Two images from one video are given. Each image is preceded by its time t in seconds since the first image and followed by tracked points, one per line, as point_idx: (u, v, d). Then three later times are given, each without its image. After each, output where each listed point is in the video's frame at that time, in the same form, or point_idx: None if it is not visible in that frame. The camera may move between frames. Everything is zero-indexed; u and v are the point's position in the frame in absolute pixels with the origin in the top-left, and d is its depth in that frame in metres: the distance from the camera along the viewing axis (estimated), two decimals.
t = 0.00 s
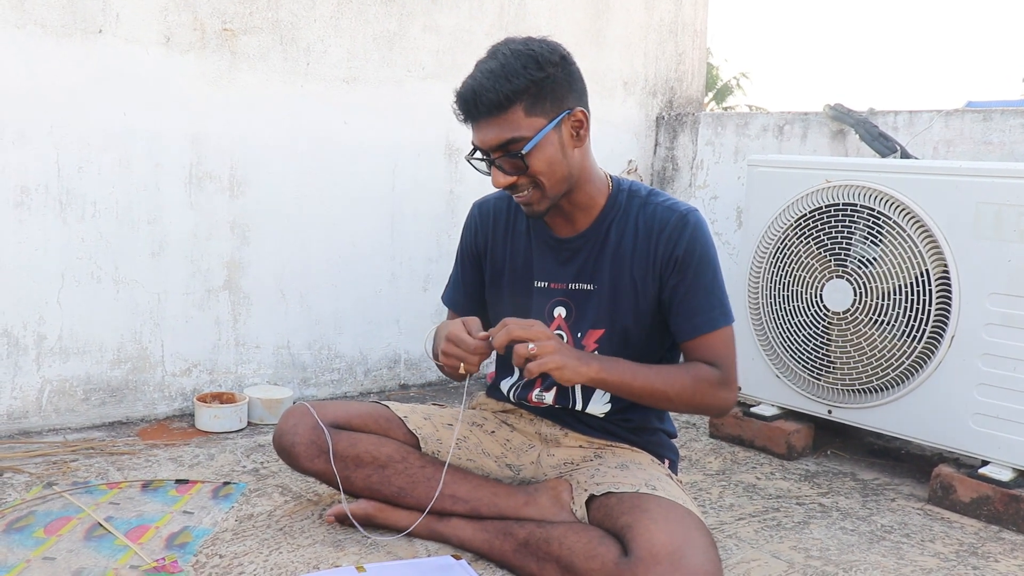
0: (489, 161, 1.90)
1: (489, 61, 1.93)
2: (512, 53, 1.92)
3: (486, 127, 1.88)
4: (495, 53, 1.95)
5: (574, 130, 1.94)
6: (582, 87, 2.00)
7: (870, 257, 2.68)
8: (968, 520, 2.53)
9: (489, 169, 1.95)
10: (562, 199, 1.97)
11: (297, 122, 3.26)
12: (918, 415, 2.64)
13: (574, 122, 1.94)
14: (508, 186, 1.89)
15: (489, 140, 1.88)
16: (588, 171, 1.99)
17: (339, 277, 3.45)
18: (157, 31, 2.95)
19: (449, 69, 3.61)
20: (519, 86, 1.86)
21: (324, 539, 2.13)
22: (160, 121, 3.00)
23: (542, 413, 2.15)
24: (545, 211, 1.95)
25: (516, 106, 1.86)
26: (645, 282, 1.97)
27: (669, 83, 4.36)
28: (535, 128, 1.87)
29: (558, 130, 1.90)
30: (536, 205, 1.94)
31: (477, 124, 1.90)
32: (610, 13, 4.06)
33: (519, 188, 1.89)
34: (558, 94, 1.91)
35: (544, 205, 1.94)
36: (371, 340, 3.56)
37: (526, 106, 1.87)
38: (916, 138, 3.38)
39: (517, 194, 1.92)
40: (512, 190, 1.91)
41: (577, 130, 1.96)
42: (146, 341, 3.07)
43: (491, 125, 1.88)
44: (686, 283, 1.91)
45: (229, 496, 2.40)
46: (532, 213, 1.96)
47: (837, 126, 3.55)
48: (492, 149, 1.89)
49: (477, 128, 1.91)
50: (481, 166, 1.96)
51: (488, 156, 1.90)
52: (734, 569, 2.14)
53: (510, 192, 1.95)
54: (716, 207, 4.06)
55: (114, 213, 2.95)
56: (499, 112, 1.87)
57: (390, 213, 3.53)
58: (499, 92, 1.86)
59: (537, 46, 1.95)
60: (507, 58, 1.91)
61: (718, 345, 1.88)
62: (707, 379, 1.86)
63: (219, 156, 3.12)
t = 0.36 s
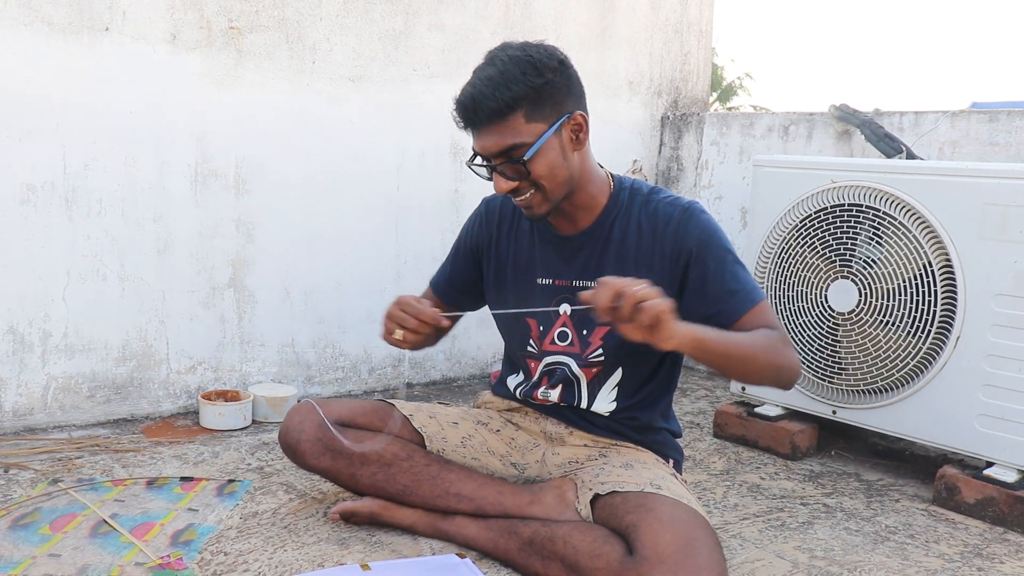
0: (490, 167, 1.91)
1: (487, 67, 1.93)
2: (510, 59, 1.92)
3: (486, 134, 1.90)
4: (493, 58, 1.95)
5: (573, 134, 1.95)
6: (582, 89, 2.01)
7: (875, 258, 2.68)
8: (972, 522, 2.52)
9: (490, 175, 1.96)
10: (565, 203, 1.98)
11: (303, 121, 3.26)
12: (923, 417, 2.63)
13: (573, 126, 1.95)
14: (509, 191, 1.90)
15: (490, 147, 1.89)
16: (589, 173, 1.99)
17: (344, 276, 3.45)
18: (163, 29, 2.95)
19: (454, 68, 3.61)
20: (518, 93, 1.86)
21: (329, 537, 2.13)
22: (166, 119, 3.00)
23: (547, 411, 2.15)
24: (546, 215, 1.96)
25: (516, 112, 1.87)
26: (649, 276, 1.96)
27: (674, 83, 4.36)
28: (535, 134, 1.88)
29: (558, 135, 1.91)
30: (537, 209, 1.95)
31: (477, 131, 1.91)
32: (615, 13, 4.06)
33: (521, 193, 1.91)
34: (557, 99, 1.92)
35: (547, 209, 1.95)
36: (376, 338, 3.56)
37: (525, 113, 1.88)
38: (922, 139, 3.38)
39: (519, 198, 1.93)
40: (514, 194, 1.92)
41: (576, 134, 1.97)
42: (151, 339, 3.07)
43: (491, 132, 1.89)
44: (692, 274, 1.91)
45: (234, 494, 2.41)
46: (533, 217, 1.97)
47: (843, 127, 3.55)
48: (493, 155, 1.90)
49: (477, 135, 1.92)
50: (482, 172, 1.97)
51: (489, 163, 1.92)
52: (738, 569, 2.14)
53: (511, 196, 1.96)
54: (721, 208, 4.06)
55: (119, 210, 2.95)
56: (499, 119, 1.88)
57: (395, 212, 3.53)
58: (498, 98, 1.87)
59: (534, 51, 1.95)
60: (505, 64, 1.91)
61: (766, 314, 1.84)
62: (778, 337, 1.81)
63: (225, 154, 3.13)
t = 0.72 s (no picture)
0: (490, 160, 1.93)
1: (494, 60, 1.94)
2: (516, 54, 1.93)
3: (487, 127, 1.91)
4: (501, 52, 1.96)
5: (576, 133, 1.95)
6: (587, 89, 2.01)
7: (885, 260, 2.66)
8: (979, 525, 2.51)
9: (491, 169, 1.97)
10: (565, 202, 1.97)
11: (310, 119, 3.26)
12: (930, 420, 2.62)
13: (576, 125, 1.95)
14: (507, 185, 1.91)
15: (489, 140, 1.91)
16: (592, 174, 1.98)
17: (350, 274, 3.45)
18: (171, 27, 2.96)
19: (461, 67, 3.61)
20: (521, 87, 1.87)
21: (334, 536, 2.13)
22: (174, 117, 3.00)
23: (553, 412, 2.14)
24: (543, 212, 1.96)
25: (518, 106, 1.88)
26: (655, 269, 1.95)
27: (681, 83, 4.35)
28: (535, 130, 1.89)
29: (559, 132, 1.92)
30: (535, 205, 1.95)
31: (480, 124, 1.93)
32: (623, 13, 4.05)
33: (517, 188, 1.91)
34: (561, 97, 1.93)
35: (543, 206, 1.95)
36: (381, 337, 3.56)
37: (528, 108, 1.89)
38: (930, 141, 3.37)
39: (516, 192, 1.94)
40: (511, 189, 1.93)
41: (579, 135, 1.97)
42: (157, 337, 3.07)
43: (492, 125, 1.91)
44: (702, 262, 1.89)
45: (240, 492, 2.41)
46: (532, 213, 1.97)
47: (850, 128, 3.54)
48: (493, 148, 1.91)
49: (480, 127, 1.94)
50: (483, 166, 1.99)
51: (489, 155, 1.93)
52: (744, 572, 2.13)
53: (511, 191, 1.97)
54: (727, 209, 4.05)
55: (126, 208, 2.95)
56: (500, 113, 1.89)
57: (402, 211, 3.53)
58: (500, 92, 1.88)
59: (542, 47, 1.96)
60: (511, 59, 1.92)
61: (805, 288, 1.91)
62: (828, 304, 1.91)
63: (232, 153, 3.13)
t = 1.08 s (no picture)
0: (492, 169, 1.92)
1: (494, 69, 1.92)
2: (517, 61, 1.91)
3: (488, 137, 1.90)
4: (501, 59, 1.94)
5: (577, 139, 1.94)
6: (590, 93, 1.99)
7: (888, 263, 2.65)
8: (981, 528, 2.51)
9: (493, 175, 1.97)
10: (566, 205, 1.97)
11: (313, 117, 3.26)
12: (932, 423, 2.62)
13: (577, 131, 1.94)
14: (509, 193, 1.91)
15: (492, 150, 1.90)
16: (593, 176, 1.98)
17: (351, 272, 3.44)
18: (174, 23, 2.95)
19: (464, 65, 3.60)
20: (522, 99, 1.86)
21: (335, 535, 2.13)
22: (176, 113, 3.00)
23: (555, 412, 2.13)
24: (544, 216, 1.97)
25: (520, 116, 1.87)
26: (655, 265, 1.94)
27: (685, 83, 4.34)
28: (537, 139, 1.88)
29: (561, 139, 1.91)
30: (536, 209, 1.95)
31: (481, 132, 1.92)
32: (627, 12, 4.05)
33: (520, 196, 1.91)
34: (563, 106, 1.91)
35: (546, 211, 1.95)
36: (383, 335, 3.56)
37: (529, 119, 1.88)
38: (934, 142, 3.36)
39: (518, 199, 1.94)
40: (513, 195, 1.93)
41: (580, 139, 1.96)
42: (159, 333, 3.07)
43: (493, 135, 1.89)
44: (703, 260, 1.89)
45: (241, 490, 2.40)
46: (533, 216, 1.98)
47: (854, 129, 3.52)
48: (495, 158, 1.90)
49: (480, 135, 1.92)
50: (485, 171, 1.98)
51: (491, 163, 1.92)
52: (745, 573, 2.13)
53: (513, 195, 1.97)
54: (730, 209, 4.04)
55: (128, 205, 2.95)
56: (502, 122, 1.87)
57: (404, 210, 3.53)
58: (502, 103, 1.86)
59: (543, 53, 1.93)
60: (512, 67, 1.90)
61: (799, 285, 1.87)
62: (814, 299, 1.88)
63: (235, 149, 3.12)
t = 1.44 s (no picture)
0: (491, 159, 1.93)
1: (494, 59, 1.94)
2: (516, 53, 1.93)
3: (488, 125, 1.91)
4: (500, 51, 1.96)
5: (575, 131, 1.95)
6: (587, 88, 2.01)
7: (888, 263, 2.65)
8: (983, 528, 2.50)
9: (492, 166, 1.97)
10: (564, 198, 1.97)
11: (313, 119, 3.26)
12: (934, 423, 2.62)
13: (576, 121, 1.95)
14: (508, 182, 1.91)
15: (491, 138, 1.91)
16: (591, 169, 1.98)
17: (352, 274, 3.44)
18: (175, 27, 2.96)
19: (465, 68, 3.61)
20: (520, 87, 1.87)
21: (337, 537, 2.13)
22: (177, 116, 3.00)
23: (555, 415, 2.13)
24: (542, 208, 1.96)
25: (518, 105, 1.88)
26: (651, 261, 1.95)
27: (685, 85, 4.35)
28: (535, 128, 1.89)
29: (559, 130, 1.91)
30: (534, 202, 1.95)
31: (480, 123, 1.93)
32: (626, 15, 4.05)
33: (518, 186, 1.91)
34: (560, 95, 1.92)
35: (544, 203, 1.95)
36: (384, 338, 3.56)
37: (528, 107, 1.89)
38: (934, 143, 3.36)
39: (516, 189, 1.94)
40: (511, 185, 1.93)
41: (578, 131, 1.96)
42: (160, 336, 3.07)
43: (492, 124, 1.91)
44: (700, 255, 1.90)
45: (242, 492, 2.40)
46: (532, 209, 1.98)
47: (854, 130, 3.53)
48: (493, 147, 1.91)
49: (479, 126, 1.94)
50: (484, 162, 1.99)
51: (490, 153, 1.93)
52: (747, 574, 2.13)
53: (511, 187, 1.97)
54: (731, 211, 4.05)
55: (130, 208, 2.96)
56: (500, 111, 1.89)
57: (404, 212, 3.53)
58: (501, 91, 1.87)
59: (541, 45, 1.95)
60: (511, 57, 1.92)
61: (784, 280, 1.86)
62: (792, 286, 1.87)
63: (235, 153, 3.13)
